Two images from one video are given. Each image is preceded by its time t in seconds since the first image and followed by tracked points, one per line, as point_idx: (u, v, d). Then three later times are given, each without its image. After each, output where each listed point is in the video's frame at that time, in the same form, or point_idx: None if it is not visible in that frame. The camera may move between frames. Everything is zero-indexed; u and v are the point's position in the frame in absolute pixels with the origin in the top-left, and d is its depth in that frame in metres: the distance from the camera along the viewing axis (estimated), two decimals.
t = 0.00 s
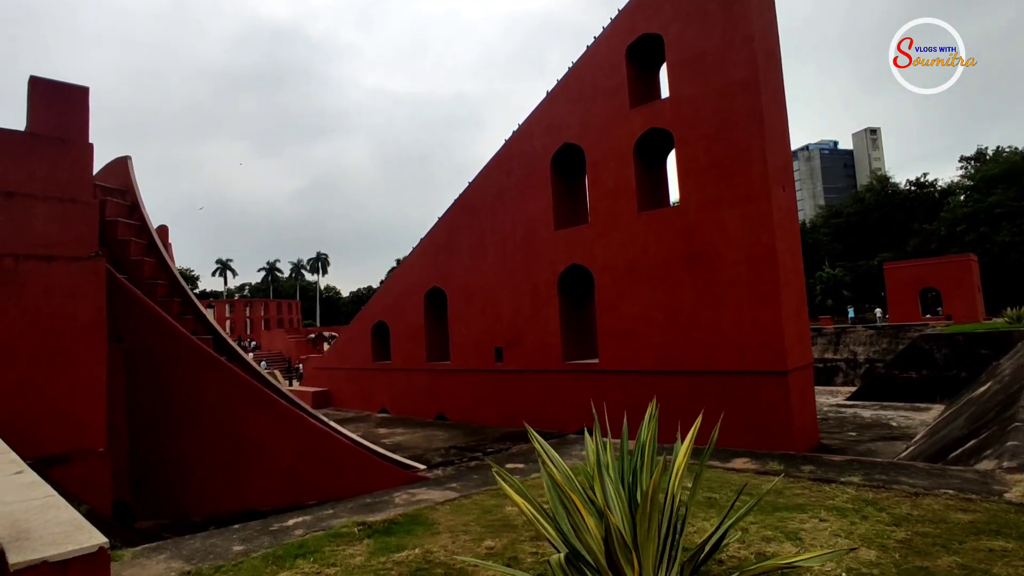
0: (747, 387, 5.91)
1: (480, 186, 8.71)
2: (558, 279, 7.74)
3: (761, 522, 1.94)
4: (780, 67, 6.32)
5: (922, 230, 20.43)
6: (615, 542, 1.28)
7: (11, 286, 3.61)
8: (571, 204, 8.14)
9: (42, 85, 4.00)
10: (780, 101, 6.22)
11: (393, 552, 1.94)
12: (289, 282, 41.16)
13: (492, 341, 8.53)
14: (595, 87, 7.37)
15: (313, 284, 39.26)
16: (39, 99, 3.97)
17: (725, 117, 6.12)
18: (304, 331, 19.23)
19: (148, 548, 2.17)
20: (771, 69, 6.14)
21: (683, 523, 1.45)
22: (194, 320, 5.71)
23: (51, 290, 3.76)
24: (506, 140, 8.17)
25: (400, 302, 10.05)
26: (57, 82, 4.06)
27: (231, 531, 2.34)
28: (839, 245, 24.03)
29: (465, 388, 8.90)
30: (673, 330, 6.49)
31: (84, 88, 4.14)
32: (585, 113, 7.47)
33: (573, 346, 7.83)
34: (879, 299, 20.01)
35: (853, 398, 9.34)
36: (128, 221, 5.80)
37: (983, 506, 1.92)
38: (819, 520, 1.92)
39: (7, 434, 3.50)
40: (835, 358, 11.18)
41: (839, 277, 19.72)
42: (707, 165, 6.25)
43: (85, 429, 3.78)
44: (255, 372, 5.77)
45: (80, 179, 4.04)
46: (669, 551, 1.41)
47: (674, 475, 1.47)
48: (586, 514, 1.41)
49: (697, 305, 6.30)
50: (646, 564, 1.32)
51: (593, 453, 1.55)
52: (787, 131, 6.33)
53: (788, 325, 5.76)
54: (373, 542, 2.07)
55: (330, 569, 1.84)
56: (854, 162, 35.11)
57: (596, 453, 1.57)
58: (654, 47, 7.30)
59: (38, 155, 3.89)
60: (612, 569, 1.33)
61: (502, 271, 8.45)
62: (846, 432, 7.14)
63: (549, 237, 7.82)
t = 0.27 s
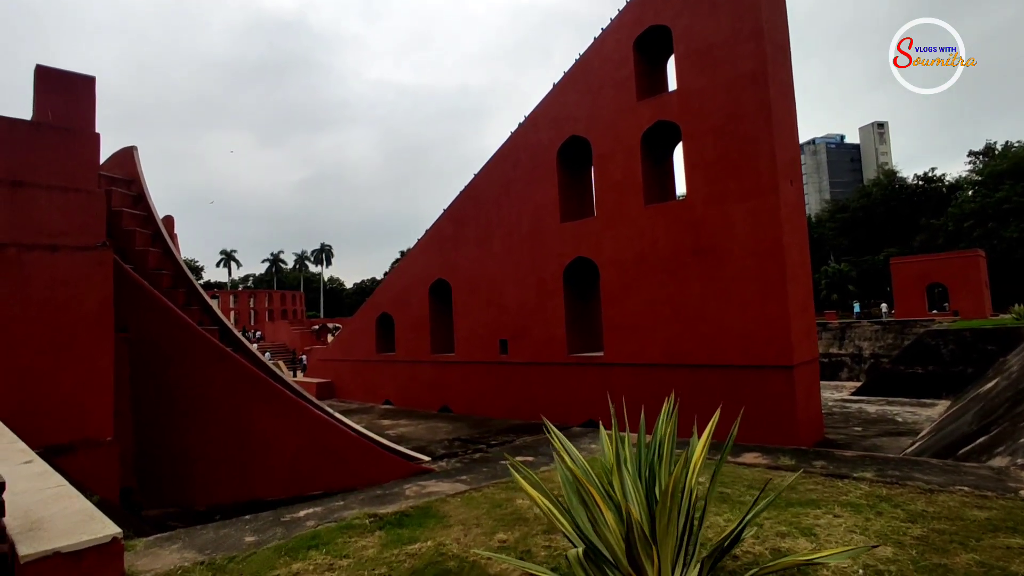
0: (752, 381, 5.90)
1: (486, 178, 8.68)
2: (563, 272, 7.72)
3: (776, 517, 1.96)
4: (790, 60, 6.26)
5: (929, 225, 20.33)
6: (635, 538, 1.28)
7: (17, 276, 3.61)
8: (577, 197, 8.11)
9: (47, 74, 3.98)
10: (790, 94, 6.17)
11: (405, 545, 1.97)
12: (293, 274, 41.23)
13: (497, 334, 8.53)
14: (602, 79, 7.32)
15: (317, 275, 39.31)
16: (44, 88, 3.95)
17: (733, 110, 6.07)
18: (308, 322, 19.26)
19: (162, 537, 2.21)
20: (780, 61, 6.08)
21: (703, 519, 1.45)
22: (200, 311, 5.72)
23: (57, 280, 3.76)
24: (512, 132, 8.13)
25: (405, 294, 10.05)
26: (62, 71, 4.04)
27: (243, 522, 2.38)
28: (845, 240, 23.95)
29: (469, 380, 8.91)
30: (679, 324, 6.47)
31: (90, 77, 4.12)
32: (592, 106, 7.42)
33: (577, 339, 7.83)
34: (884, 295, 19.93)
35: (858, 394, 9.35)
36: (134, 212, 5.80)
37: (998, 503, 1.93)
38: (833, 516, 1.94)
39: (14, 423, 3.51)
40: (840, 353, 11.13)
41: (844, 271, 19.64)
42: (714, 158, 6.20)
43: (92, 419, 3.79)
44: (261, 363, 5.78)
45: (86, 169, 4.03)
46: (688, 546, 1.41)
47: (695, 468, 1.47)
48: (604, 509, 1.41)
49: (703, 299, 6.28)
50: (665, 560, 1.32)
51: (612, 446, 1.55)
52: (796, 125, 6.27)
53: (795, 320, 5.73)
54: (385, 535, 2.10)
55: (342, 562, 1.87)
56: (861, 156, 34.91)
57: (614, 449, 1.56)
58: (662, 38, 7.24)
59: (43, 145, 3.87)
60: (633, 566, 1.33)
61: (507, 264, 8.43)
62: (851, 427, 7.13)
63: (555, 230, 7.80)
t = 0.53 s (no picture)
0: (760, 376, 5.88)
1: (493, 172, 8.65)
2: (571, 266, 7.70)
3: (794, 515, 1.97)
4: (801, 52, 6.20)
5: (939, 221, 20.17)
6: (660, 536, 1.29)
7: (27, 268, 3.62)
8: (585, 191, 8.07)
9: (55, 65, 3.97)
10: (801, 87, 6.10)
11: (420, 540, 2.00)
12: (299, 267, 41.34)
13: (504, 327, 8.53)
14: (611, 72, 7.26)
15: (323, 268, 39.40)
16: (52, 80, 3.95)
17: (743, 104, 6.01)
18: (315, 315, 19.32)
19: (175, 530, 2.21)
20: (791, 54, 6.01)
21: (725, 517, 1.46)
22: (208, 303, 5.73)
23: (66, 272, 3.77)
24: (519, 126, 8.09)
25: (412, 287, 10.05)
26: (70, 62, 4.03)
27: (256, 515, 2.39)
28: (853, 235, 23.81)
29: (476, 374, 8.91)
30: (687, 318, 6.45)
31: (98, 68, 4.11)
32: (601, 99, 7.37)
33: (585, 334, 7.81)
34: (893, 290, 19.79)
35: (867, 390, 9.30)
36: (143, 204, 5.81)
37: (1018, 501, 1.94)
38: (852, 514, 1.95)
39: (25, 414, 3.53)
40: (848, 349, 11.07)
41: (853, 267, 19.53)
42: (724, 152, 6.15)
43: (102, 411, 3.81)
44: (269, 356, 5.80)
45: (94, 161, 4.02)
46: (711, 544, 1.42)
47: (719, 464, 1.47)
48: (627, 506, 1.42)
49: (712, 294, 6.25)
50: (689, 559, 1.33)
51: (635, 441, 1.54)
52: (807, 118, 6.21)
53: (804, 315, 5.70)
54: (398, 528, 2.13)
55: (357, 556, 1.89)
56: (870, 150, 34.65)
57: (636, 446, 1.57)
58: (671, 31, 7.17)
59: (52, 137, 3.87)
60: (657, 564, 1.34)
61: (514, 258, 8.42)
62: (859, 423, 7.09)
63: (563, 224, 7.77)
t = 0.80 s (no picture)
0: (772, 373, 5.83)
1: (503, 167, 8.63)
2: (581, 262, 7.67)
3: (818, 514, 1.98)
4: (816, 46, 6.12)
5: (954, 217, 19.94)
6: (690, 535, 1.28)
7: (43, 262, 3.64)
8: (596, 186, 8.03)
9: (70, 61, 3.99)
10: (816, 81, 6.03)
11: (438, 537, 2.02)
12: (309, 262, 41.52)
13: (514, 323, 8.51)
14: (622, 66, 7.21)
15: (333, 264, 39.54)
16: (67, 75, 3.96)
17: (757, 98, 5.95)
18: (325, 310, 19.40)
19: (192, 525, 2.22)
20: (806, 48, 5.94)
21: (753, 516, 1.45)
22: (220, 298, 5.76)
23: (81, 266, 3.79)
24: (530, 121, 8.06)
25: (422, 283, 10.06)
26: (84, 58, 4.04)
27: (273, 511, 2.41)
28: (866, 231, 23.59)
29: (486, 369, 8.91)
30: (698, 315, 6.41)
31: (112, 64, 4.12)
32: (612, 94, 7.32)
33: (595, 330, 7.78)
34: (906, 287, 19.60)
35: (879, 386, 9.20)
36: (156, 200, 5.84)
37: None
38: (876, 513, 1.96)
39: (41, 408, 3.56)
40: (860, 345, 10.98)
41: (865, 264, 19.45)
42: (737, 147, 6.10)
43: (117, 404, 3.83)
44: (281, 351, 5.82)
45: (109, 156, 4.04)
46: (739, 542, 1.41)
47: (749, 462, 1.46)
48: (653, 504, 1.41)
49: (724, 291, 6.21)
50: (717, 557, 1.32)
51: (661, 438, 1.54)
52: (821, 113, 6.14)
53: (817, 311, 5.65)
54: (416, 524, 2.18)
55: (375, 552, 1.91)
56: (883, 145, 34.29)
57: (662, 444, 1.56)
58: (684, 25, 7.11)
59: (67, 132, 3.88)
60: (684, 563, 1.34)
61: (525, 253, 8.39)
62: (873, 421, 7.03)
63: (573, 220, 7.74)
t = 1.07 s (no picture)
0: (788, 372, 5.76)
1: (516, 163, 8.60)
2: (594, 259, 7.63)
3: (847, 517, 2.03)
4: (833, 40, 6.03)
5: (972, 214, 19.66)
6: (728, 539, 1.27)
7: (62, 259, 3.66)
8: (609, 182, 7.97)
9: (87, 58, 4.00)
10: (834, 75, 5.94)
11: (460, 536, 2.02)
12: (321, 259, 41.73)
13: (526, 320, 8.49)
14: (637, 61, 7.14)
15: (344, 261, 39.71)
16: (84, 72, 3.97)
17: (773, 94, 5.88)
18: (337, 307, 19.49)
19: (213, 522, 2.23)
20: (824, 42, 5.85)
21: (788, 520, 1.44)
22: (235, 294, 5.79)
23: (99, 263, 3.81)
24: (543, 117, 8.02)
25: (434, 279, 10.05)
26: (101, 55, 4.06)
27: (293, 508, 2.42)
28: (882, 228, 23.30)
29: (498, 367, 8.89)
30: (714, 312, 6.35)
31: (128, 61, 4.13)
32: (626, 89, 7.26)
33: (608, 327, 7.74)
34: (923, 286, 19.34)
35: (896, 386, 9.11)
36: (171, 196, 5.87)
37: None
38: (906, 515, 2.01)
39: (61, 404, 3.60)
40: (877, 344, 10.81)
41: (881, 261, 19.22)
42: (753, 144, 6.03)
43: (134, 400, 3.86)
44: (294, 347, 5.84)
45: (126, 153, 4.05)
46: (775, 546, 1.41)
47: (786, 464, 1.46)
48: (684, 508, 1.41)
49: (739, 288, 6.15)
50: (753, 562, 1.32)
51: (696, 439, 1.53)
52: (839, 108, 6.05)
53: (835, 310, 5.57)
54: (436, 523, 2.18)
55: (397, 550, 1.92)
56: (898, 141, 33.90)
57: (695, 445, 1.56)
58: (699, 19, 7.03)
59: (85, 128, 3.90)
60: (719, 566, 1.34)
61: (537, 250, 8.37)
62: (890, 420, 6.94)
63: (586, 217, 7.70)
